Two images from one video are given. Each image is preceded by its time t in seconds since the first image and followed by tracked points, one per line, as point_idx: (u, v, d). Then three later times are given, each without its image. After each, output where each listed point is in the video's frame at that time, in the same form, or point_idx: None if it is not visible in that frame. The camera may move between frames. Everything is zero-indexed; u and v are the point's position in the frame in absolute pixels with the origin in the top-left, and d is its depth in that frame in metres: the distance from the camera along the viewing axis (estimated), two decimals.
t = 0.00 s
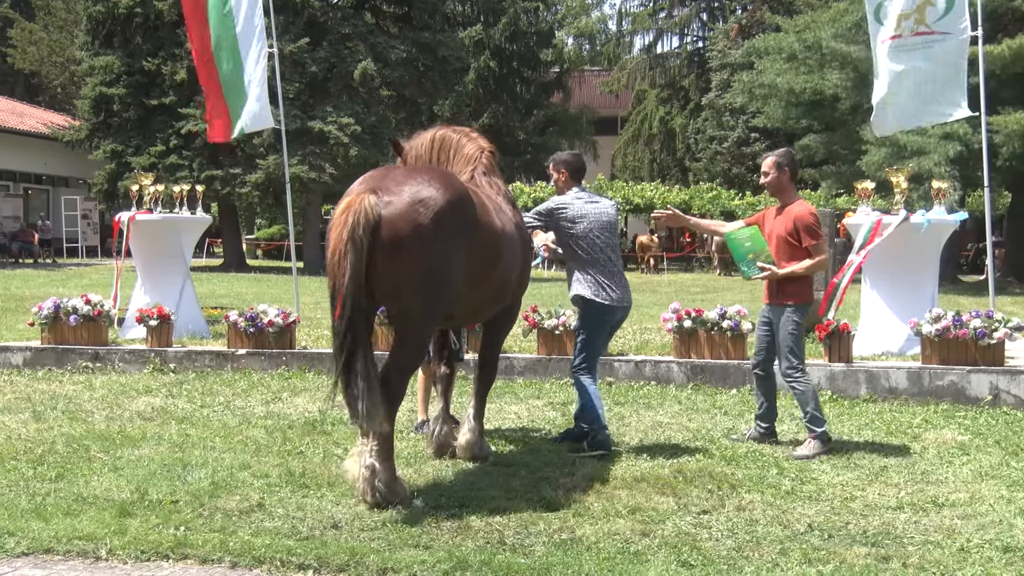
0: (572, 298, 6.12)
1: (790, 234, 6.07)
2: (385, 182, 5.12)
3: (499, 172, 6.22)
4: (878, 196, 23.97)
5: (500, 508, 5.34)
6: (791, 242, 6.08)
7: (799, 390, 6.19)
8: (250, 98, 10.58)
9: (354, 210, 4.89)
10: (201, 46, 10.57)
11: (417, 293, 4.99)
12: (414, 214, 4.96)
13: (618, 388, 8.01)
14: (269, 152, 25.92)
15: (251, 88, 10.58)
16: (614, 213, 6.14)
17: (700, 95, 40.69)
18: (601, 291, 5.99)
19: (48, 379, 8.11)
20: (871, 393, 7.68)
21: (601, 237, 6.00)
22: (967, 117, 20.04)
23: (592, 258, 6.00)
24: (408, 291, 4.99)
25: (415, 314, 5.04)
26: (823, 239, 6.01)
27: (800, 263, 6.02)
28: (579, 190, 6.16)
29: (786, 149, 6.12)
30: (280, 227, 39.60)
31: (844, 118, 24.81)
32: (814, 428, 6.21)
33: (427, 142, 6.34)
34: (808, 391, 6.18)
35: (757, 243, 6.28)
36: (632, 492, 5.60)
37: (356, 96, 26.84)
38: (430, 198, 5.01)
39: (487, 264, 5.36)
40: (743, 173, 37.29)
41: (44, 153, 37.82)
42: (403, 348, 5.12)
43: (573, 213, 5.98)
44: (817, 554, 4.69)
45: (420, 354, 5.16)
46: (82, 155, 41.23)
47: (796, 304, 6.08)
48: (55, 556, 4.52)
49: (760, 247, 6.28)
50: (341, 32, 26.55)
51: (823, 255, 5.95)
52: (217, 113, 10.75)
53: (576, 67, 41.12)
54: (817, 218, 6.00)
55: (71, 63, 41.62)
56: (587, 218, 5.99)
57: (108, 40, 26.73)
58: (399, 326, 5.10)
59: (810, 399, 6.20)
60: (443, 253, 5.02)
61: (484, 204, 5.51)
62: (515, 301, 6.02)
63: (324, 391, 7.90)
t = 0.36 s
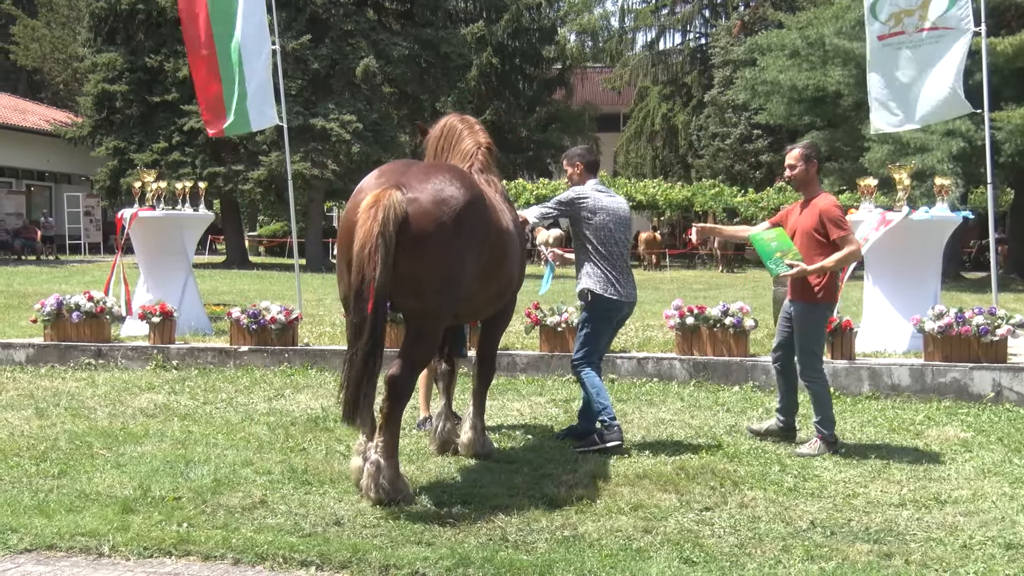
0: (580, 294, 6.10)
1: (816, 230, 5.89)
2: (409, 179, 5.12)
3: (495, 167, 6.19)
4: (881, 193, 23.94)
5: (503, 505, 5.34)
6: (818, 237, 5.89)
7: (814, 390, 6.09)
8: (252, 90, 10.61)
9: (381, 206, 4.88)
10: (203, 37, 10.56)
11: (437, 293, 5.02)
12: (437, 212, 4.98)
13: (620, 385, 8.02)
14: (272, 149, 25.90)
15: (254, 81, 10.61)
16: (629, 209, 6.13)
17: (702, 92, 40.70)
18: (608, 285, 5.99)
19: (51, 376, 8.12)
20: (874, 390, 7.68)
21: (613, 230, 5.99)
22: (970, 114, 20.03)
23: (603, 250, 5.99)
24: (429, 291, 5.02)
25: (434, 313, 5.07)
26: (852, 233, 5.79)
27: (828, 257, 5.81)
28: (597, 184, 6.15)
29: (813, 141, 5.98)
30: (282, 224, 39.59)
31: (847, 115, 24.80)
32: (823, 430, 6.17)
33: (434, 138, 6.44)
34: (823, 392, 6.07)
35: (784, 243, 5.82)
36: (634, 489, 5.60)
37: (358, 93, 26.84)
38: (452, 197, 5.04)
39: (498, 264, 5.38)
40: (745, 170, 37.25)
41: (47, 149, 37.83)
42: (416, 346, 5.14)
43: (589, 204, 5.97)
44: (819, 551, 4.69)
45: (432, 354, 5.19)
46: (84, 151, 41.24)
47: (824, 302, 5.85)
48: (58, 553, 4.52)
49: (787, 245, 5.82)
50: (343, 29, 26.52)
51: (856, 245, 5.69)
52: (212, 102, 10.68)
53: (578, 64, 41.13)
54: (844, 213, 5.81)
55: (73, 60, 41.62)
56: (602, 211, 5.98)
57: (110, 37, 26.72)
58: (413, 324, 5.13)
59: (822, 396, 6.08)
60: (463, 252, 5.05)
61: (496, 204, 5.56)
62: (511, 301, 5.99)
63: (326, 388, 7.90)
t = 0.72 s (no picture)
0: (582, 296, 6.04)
1: (825, 231, 5.87)
2: (409, 178, 5.11)
3: (491, 168, 6.17)
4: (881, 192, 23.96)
5: (503, 504, 5.34)
6: (827, 238, 5.86)
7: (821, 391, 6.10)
8: (252, 91, 10.55)
9: (382, 206, 4.86)
10: (206, 40, 10.59)
11: (438, 293, 5.02)
12: (437, 211, 4.97)
13: (622, 384, 8.02)
14: (271, 148, 25.87)
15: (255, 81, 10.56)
16: (645, 216, 5.99)
17: (702, 92, 40.70)
18: (610, 290, 5.90)
19: (51, 375, 8.10)
20: (873, 390, 7.70)
21: (621, 236, 5.89)
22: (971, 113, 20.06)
23: (608, 253, 5.90)
24: (429, 290, 5.02)
25: (436, 312, 5.07)
26: (862, 237, 5.75)
27: (836, 259, 5.80)
28: (616, 186, 6.06)
29: (826, 141, 5.94)
30: (282, 223, 39.54)
31: (848, 114, 24.83)
32: (825, 430, 6.18)
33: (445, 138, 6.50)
34: (830, 393, 6.09)
35: (792, 241, 5.87)
36: (635, 488, 5.60)
37: (358, 92, 26.84)
38: (453, 196, 5.03)
39: (498, 262, 5.38)
40: (746, 169, 37.27)
41: (47, 148, 37.75)
42: (417, 346, 5.14)
43: (600, 206, 5.91)
44: (819, 550, 4.70)
45: (432, 354, 5.18)
46: (84, 150, 41.16)
47: (831, 303, 5.85)
48: (58, 552, 4.52)
49: (795, 243, 5.88)
50: (343, 28, 26.50)
51: (863, 251, 5.67)
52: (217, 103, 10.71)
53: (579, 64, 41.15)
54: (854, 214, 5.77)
55: (73, 58, 41.56)
56: (613, 215, 5.89)
57: (110, 36, 26.69)
58: (414, 324, 5.13)
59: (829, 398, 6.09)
60: (464, 251, 5.04)
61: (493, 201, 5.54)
62: (510, 300, 6.01)
63: (326, 388, 7.89)
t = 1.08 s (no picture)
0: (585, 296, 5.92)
1: (828, 233, 5.89)
2: (390, 178, 5.12)
3: (485, 168, 6.15)
4: (876, 191, 23.99)
5: (498, 504, 5.35)
6: (829, 240, 5.89)
7: (817, 389, 6.12)
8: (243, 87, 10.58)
9: (365, 206, 4.86)
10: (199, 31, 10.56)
11: (424, 290, 5.03)
12: (420, 208, 4.98)
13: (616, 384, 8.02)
14: (266, 148, 25.83)
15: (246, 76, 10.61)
16: (652, 209, 5.80)
17: (697, 91, 40.69)
18: (610, 286, 5.75)
19: (45, 375, 8.09)
20: (867, 389, 7.71)
21: (621, 230, 5.74)
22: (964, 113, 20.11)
23: (608, 248, 5.77)
24: (416, 288, 5.03)
25: (422, 309, 5.08)
26: (864, 238, 5.77)
27: (838, 260, 5.81)
28: (626, 179, 5.91)
29: (829, 142, 5.92)
30: (276, 223, 39.48)
31: (842, 114, 24.83)
32: (819, 428, 6.19)
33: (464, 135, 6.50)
34: (826, 389, 6.11)
35: (793, 242, 5.86)
36: (629, 487, 5.60)
37: (353, 91, 26.86)
38: (435, 193, 5.05)
39: (484, 258, 5.39)
40: (740, 169, 37.10)
41: (41, 148, 37.69)
42: (405, 345, 5.14)
43: (600, 200, 5.80)
44: (813, 549, 4.71)
45: (422, 351, 5.19)
46: (78, 149, 41.09)
47: (830, 302, 5.88)
48: (51, 552, 4.51)
49: (798, 244, 5.87)
50: (338, 28, 26.50)
51: (865, 252, 5.71)
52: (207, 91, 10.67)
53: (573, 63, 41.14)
54: (856, 216, 5.79)
55: (67, 57, 41.50)
56: (614, 209, 5.77)
57: (104, 35, 26.66)
58: (401, 323, 5.14)
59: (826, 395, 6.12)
60: (448, 248, 5.05)
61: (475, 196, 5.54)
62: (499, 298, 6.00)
63: (320, 387, 7.88)
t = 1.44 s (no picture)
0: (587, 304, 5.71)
1: (821, 226, 5.91)
2: (338, 179, 5.07)
3: (467, 168, 6.02)
4: (849, 191, 24.10)
5: (474, 503, 5.35)
6: (822, 233, 5.92)
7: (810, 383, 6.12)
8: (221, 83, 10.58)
9: (310, 207, 4.81)
10: (171, 23, 10.52)
11: (372, 293, 4.97)
12: (366, 211, 4.92)
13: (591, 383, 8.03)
14: (241, 147, 25.80)
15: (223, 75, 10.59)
16: (656, 214, 5.54)
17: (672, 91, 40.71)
18: (610, 295, 5.54)
19: (16, 375, 8.01)
20: (840, 388, 7.75)
21: (622, 235, 5.49)
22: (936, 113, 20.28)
23: (611, 255, 5.54)
24: (364, 291, 4.97)
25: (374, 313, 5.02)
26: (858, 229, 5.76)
27: (833, 252, 5.86)
28: (630, 183, 5.66)
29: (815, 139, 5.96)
30: (253, 222, 39.27)
31: (816, 114, 24.95)
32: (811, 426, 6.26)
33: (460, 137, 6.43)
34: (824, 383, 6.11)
35: (786, 238, 5.88)
36: (604, 486, 5.61)
37: (329, 90, 26.80)
38: (382, 195, 4.99)
39: (435, 259, 5.33)
40: (716, 168, 37.26)
41: (13, 146, 37.32)
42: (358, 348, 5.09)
43: (602, 206, 5.54)
44: (786, 547, 4.73)
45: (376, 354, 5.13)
46: (51, 147, 40.72)
47: (831, 297, 5.91)
48: (22, 554, 4.47)
49: (791, 240, 5.90)
50: (313, 26, 26.44)
51: (859, 243, 5.70)
52: (177, 81, 10.62)
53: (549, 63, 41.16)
54: (848, 209, 5.80)
55: (38, 54, 41.11)
56: (617, 215, 5.51)
57: (76, 32, 26.45)
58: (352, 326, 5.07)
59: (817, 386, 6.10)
60: (396, 250, 4.99)
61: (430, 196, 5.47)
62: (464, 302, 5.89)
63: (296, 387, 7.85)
